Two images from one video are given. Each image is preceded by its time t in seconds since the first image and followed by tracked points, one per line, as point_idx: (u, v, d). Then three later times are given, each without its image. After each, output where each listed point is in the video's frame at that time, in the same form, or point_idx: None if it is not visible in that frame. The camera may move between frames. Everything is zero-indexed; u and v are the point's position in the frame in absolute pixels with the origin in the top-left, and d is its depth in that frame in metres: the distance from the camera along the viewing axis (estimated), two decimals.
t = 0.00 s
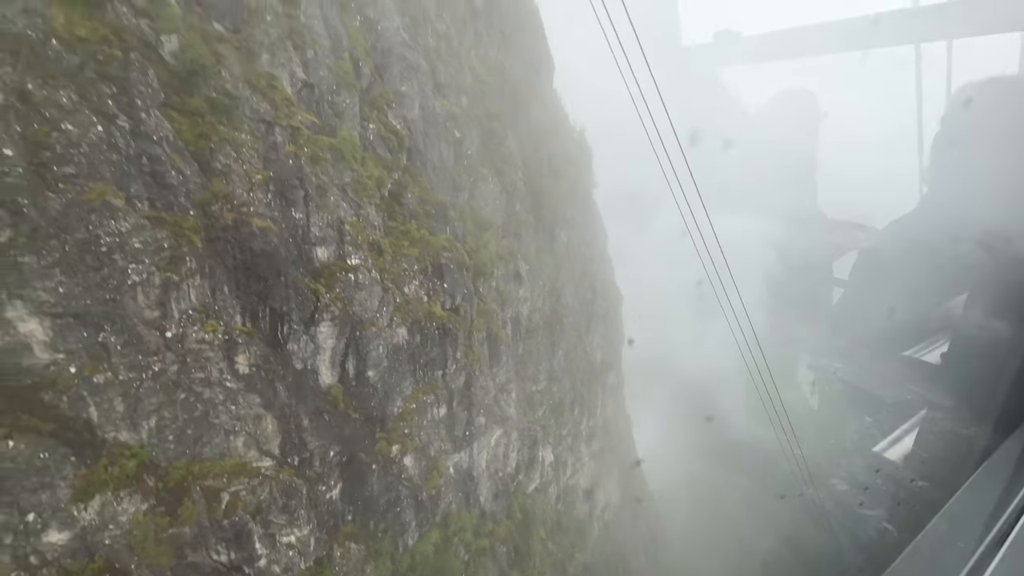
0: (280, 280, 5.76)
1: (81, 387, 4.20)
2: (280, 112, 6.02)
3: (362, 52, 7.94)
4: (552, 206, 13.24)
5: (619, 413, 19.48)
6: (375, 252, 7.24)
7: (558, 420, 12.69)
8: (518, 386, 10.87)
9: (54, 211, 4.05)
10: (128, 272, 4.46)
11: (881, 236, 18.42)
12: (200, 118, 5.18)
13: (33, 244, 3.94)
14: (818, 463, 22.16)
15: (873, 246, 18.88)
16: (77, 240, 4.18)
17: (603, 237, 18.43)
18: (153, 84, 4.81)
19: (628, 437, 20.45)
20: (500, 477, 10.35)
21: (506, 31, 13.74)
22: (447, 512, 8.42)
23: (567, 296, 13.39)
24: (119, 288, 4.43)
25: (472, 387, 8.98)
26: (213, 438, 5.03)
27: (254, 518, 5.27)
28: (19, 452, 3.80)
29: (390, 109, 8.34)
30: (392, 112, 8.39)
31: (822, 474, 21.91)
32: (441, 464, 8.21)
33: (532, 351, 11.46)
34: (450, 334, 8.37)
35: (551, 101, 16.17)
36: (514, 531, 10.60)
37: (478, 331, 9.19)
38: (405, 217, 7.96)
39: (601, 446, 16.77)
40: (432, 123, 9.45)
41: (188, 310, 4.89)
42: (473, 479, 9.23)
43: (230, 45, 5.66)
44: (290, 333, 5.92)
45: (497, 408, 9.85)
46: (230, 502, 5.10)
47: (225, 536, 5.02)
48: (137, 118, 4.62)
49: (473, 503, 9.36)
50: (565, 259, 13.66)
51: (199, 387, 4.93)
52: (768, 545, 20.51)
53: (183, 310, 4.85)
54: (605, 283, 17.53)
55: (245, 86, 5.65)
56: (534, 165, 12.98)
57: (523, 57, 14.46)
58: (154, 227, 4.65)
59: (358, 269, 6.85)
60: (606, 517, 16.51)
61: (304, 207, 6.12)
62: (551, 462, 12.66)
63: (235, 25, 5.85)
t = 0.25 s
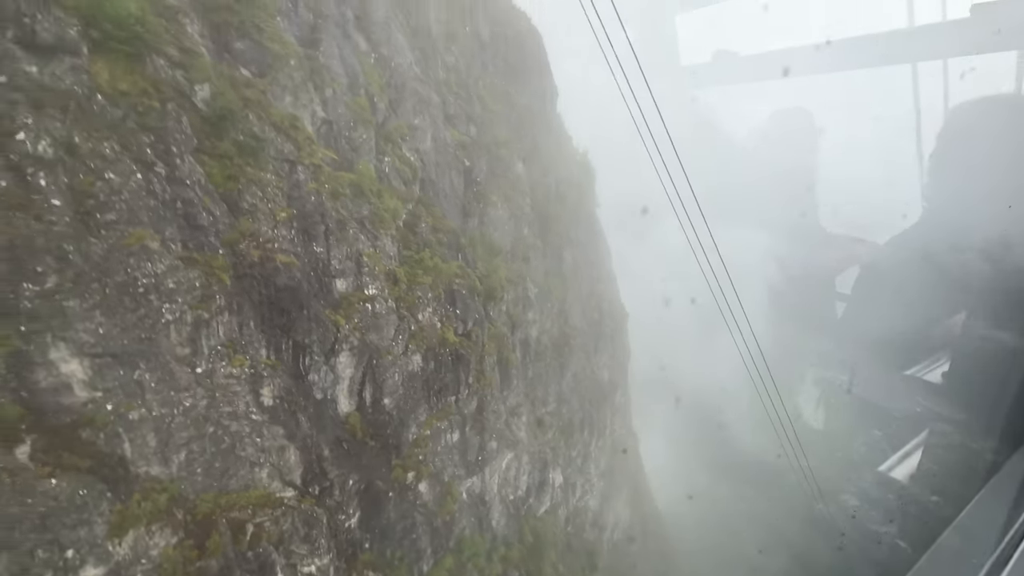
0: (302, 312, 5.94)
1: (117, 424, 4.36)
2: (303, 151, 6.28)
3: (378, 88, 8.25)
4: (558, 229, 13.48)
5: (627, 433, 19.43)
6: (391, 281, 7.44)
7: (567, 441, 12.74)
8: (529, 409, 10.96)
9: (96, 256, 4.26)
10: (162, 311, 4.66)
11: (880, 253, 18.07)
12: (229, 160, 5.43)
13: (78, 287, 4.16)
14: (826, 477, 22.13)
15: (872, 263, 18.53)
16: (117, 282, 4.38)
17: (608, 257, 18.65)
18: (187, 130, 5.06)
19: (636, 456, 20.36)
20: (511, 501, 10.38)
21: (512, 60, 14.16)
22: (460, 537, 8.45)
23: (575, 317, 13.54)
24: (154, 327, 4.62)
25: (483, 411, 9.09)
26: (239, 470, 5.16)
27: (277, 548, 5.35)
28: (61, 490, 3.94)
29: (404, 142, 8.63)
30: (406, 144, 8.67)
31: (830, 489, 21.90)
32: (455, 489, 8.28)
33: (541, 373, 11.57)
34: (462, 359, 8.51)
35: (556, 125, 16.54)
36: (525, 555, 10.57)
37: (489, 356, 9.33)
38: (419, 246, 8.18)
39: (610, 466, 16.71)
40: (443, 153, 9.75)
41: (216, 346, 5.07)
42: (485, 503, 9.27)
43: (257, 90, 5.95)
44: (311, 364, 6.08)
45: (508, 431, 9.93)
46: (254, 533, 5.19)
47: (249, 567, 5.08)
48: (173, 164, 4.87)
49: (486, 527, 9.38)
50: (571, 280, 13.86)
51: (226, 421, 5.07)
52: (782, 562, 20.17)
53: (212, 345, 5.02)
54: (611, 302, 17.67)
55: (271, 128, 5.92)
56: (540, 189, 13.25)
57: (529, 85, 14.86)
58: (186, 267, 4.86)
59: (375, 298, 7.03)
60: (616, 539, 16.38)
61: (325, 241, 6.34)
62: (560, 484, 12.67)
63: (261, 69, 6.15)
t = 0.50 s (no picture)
0: (323, 343, 6.10)
1: (149, 458, 4.49)
2: (323, 186, 6.50)
3: (391, 120, 8.54)
4: (565, 250, 13.70)
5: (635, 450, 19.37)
6: (406, 308, 7.60)
7: (577, 462, 12.77)
8: (539, 430, 11.03)
9: (133, 296, 4.45)
10: (194, 347, 4.81)
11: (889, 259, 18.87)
12: (255, 197, 5.64)
13: (115, 326, 4.34)
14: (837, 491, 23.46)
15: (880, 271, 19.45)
16: (152, 320, 4.56)
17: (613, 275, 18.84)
18: (217, 172, 5.27)
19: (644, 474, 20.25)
20: (522, 523, 10.38)
21: (518, 86, 14.57)
22: (473, 562, 8.45)
23: (583, 336, 13.67)
24: (185, 362, 4.77)
25: (495, 434, 9.17)
26: (263, 500, 5.26)
27: None
28: (98, 525, 4.07)
29: (417, 171, 8.90)
30: (418, 174, 8.92)
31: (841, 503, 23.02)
32: (468, 514, 8.32)
33: (551, 394, 11.65)
34: (475, 383, 8.64)
35: (561, 147, 16.88)
36: None
37: (501, 378, 9.44)
38: (432, 273, 8.37)
39: (619, 486, 16.65)
40: (454, 180, 10.02)
41: (243, 379, 5.21)
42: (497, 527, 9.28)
43: (280, 129, 6.18)
44: (330, 393, 6.21)
45: (519, 453, 9.99)
46: (276, 564, 5.25)
47: None
48: (203, 204, 5.07)
49: (498, 551, 9.37)
50: (579, 300, 14.03)
51: (251, 451, 5.19)
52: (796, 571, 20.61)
53: (239, 378, 5.17)
54: (617, 320, 17.81)
55: (294, 165, 6.15)
56: (548, 212, 13.51)
57: (535, 109, 15.22)
58: (216, 304, 5.03)
59: (391, 326, 7.19)
60: (625, 560, 16.24)
61: (344, 272, 6.53)
62: (571, 505, 12.64)
63: (283, 108, 6.39)
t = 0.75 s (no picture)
0: (344, 370, 6.25)
1: (180, 488, 4.62)
2: (343, 217, 6.71)
3: (405, 148, 8.78)
4: (574, 269, 13.89)
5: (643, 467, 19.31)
6: (422, 332, 7.75)
7: (588, 480, 12.78)
8: (550, 449, 11.09)
9: (167, 331, 4.61)
10: (223, 378, 4.96)
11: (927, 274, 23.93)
12: (280, 230, 5.84)
13: (151, 360, 4.51)
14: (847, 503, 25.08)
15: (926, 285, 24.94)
16: (184, 353, 4.72)
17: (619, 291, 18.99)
18: (244, 208, 5.46)
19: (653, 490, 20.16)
20: (535, 544, 10.38)
21: (524, 109, 14.88)
22: None
23: (592, 354, 13.79)
24: (215, 393, 4.92)
25: (508, 455, 9.25)
26: (287, 527, 5.36)
27: None
28: (134, 556, 4.18)
29: (430, 197, 9.12)
30: (431, 199, 9.14)
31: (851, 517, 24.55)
32: (482, 536, 8.36)
33: (561, 413, 11.73)
34: (488, 405, 8.74)
35: (567, 166, 17.16)
36: None
37: (513, 399, 9.55)
38: (446, 296, 8.53)
39: (629, 504, 16.59)
40: (465, 204, 10.24)
41: (269, 408, 5.34)
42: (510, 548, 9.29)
43: (303, 163, 6.40)
44: (350, 419, 6.33)
45: (531, 473, 10.06)
46: None
47: None
48: (232, 239, 5.25)
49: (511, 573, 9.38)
50: (587, 318, 14.17)
51: (277, 479, 5.31)
52: None
53: (265, 407, 5.30)
54: (624, 336, 17.91)
55: (316, 199, 6.36)
56: (556, 231, 13.73)
57: (541, 130, 15.51)
58: (244, 335, 5.20)
59: (408, 351, 7.33)
60: None
61: (362, 300, 6.71)
62: (582, 525, 12.62)
63: (305, 142, 6.60)
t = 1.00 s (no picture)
0: (362, 395, 6.38)
1: (208, 516, 4.72)
2: (361, 245, 6.89)
3: (418, 174, 9.02)
4: (581, 286, 14.06)
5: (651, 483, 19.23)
6: (435, 355, 7.88)
7: (597, 498, 12.79)
8: (560, 468, 11.14)
9: (197, 361, 4.76)
10: (250, 407, 5.09)
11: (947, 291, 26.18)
12: (302, 260, 6.02)
13: (182, 391, 4.64)
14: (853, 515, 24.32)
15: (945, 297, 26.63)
16: (213, 383, 4.86)
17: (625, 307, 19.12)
18: (268, 240, 5.65)
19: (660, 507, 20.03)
20: (546, 564, 10.37)
21: (530, 129, 15.17)
22: None
23: (600, 372, 13.87)
24: (241, 422, 5.04)
25: (519, 476, 9.32)
26: (308, 554, 5.44)
27: None
28: None
29: (442, 221, 9.33)
30: (442, 223, 9.35)
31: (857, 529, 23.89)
32: (494, 557, 8.40)
33: (570, 431, 11.79)
34: (500, 426, 8.83)
35: (573, 185, 17.43)
36: None
37: (523, 420, 9.63)
38: (458, 319, 8.68)
39: (637, 521, 16.52)
40: (476, 226, 10.45)
41: (292, 435, 5.48)
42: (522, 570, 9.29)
43: (323, 193, 6.61)
44: (367, 443, 6.45)
45: (542, 493, 10.09)
46: None
47: None
48: (257, 271, 5.43)
49: None
50: (594, 336, 14.28)
51: (298, 505, 5.42)
52: None
53: (289, 434, 5.44)
54: (630, 352, 18.00)
55: (336, 229, 6.55)
56: (563, 250, 13.94)
57: (546, 150, 15.79)
58: (269, 364, 5.35)
59: (422, 373, 7.46)
60: None
61: (379, 326, 6.87)
62: (591, 544, 12.55)
63: (324, 173, 6.81)
